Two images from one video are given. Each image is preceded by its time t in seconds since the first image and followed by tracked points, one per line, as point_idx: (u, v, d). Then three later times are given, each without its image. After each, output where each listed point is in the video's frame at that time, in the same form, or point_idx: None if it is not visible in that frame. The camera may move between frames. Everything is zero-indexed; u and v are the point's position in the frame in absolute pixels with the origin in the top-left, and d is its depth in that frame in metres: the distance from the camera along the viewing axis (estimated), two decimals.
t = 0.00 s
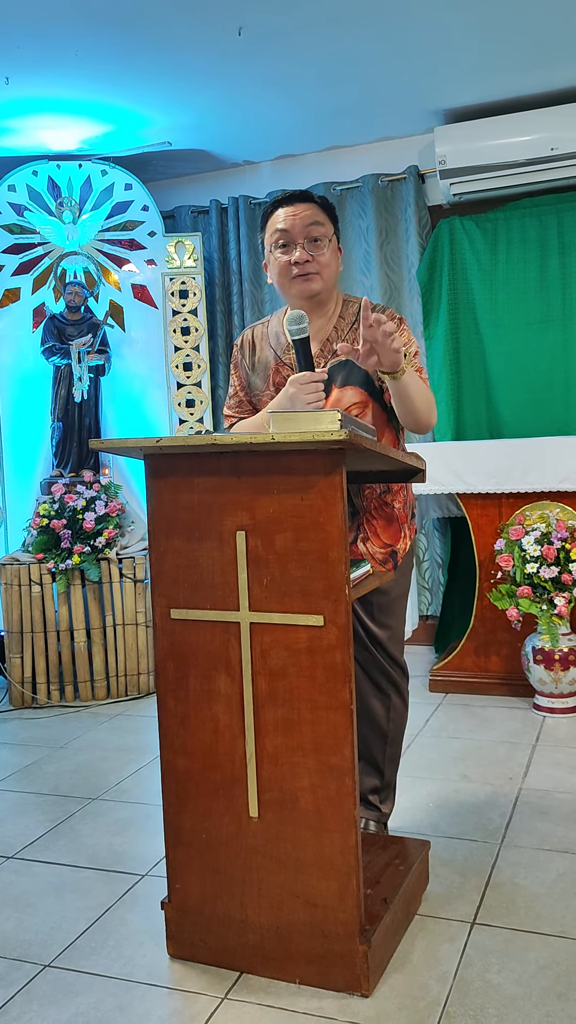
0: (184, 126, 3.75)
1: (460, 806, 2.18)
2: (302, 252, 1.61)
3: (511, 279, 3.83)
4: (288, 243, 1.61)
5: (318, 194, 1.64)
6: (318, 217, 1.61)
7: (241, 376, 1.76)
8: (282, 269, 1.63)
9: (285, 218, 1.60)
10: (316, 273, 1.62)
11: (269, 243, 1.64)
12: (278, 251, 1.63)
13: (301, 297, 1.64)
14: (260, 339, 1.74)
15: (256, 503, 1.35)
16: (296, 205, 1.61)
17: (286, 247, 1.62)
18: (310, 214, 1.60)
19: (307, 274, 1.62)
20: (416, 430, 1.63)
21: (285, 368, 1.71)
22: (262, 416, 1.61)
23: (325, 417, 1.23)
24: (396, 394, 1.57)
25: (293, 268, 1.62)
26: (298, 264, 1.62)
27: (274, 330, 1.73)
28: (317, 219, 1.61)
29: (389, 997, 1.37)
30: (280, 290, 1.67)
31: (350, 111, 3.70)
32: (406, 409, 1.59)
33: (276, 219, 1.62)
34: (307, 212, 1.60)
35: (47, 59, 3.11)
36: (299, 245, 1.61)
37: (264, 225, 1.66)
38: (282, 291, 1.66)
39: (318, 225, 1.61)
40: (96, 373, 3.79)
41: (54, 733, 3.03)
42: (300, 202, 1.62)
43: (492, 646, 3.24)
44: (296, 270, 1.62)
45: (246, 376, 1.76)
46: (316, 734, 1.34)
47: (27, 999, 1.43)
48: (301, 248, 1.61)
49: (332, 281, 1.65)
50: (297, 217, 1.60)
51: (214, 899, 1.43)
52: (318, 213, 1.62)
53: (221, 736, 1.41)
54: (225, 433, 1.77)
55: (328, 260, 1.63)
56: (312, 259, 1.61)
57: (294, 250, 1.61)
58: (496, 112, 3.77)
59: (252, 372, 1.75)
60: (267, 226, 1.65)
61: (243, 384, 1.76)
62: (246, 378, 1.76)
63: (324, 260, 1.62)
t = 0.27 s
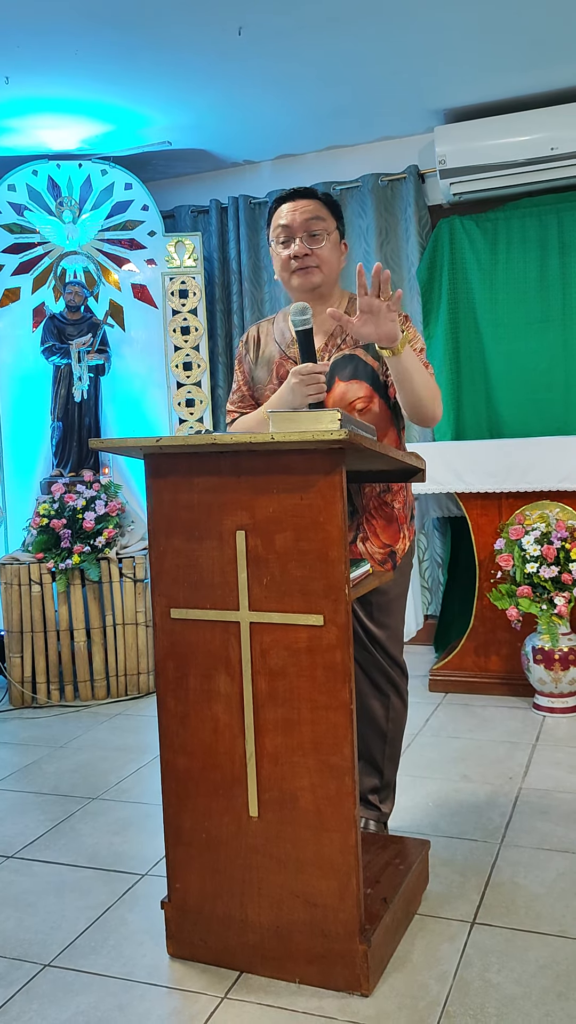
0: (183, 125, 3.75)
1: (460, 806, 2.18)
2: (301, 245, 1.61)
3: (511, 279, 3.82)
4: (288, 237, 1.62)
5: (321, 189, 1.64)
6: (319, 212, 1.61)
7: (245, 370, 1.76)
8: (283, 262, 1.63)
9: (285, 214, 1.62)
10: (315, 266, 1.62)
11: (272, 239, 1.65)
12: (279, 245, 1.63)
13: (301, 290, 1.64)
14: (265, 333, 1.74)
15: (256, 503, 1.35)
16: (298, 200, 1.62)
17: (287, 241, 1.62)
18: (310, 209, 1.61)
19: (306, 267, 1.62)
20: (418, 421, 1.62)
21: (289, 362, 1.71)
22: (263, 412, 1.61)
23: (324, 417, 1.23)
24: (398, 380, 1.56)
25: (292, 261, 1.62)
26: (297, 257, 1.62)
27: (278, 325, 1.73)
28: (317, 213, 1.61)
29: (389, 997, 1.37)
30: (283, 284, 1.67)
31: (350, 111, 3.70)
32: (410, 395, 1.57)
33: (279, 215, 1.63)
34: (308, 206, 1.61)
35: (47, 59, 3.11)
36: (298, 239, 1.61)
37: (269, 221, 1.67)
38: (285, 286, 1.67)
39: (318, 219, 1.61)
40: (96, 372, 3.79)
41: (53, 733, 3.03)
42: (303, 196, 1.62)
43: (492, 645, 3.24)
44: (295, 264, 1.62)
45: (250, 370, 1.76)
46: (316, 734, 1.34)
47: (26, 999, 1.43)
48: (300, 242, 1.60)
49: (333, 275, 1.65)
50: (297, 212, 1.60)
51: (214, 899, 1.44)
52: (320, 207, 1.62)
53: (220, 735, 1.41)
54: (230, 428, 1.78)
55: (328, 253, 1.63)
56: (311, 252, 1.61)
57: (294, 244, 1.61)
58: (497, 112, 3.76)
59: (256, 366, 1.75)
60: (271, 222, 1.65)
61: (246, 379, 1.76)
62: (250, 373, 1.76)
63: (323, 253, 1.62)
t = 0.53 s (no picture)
0: (183, 125, 3.75)
1: (460, 806, 2.18)
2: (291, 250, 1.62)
3: (511, 278, 3.82)
4: (283, 244, 1.64)
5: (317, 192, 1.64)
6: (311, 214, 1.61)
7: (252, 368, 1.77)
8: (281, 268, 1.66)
9: (281, 222, 1.64)
10: (308, 268, 1.62)
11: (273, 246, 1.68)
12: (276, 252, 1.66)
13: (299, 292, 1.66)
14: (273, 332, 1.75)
15: (256, 503, 1.35)
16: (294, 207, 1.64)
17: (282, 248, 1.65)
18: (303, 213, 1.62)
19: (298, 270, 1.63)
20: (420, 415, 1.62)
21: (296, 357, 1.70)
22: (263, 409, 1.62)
23: (324, 417, 1.23)
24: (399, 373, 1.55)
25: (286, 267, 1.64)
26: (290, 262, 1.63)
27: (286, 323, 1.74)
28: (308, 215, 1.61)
29: (389, 996, 1.37)
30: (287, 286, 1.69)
31: (350, 111, 3.70)
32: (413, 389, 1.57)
33: (278, 222, 1.66)
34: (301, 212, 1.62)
35: (47, 59, 3.11)
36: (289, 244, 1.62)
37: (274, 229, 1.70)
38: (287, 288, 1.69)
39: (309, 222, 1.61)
40: (96, 372, 3.79)
41: (53, 733, 3.03)
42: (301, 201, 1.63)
43: (492, 645, 3.24)
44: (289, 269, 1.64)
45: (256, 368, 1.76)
46: (316, 734, 1.34)
47: (26, 999, 1.43)
48: (292, 247, 1.61)
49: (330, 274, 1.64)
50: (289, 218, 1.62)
51: (214, 899, 1.44)
52: (314, 211, 1.62)
53: (220, 735, 1.41)
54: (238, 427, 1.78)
55: (322, 253, 1.62)
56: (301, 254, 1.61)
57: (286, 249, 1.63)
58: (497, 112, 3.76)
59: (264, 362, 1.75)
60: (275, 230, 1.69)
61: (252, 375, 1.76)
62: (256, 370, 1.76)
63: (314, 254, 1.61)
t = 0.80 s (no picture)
0: (183, 125, 3.75)
1: (460, 806, 2.18)
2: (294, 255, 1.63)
3: (511, 278, 3.82)
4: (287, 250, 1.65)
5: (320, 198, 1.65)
6: (312, 218, 1.62)
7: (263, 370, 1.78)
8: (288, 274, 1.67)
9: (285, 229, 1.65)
10: (309, 270, 1.62)
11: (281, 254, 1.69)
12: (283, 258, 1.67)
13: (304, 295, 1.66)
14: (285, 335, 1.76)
15: (255, 503, 1.35)
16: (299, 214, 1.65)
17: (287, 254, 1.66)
18: (305, 218, 1.62)
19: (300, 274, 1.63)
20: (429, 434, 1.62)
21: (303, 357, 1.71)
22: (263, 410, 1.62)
23: (323, 417, 1.23)
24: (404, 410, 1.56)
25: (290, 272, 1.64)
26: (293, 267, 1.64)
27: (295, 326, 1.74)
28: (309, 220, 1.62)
29: (389, 996, 1.37)
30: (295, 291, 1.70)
31: (350, 111, 3.70)
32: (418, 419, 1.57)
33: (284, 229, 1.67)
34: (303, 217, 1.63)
35: (47, 59, 3.11)
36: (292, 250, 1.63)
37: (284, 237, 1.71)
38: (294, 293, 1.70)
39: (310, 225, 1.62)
40: (96, 372, 3.79)
41: (53, 733, 3.03)
42: (300, 209, 1.65)
43: (492, 645, 3.24)
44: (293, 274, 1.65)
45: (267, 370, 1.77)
46: (316, 734, 1.34)
47: (26, 999, 1.43)
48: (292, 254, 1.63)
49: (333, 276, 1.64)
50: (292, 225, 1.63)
51: (214, 899, 1.44)
52: (315, 215, 1.62)
53: (220, 735, 1.41)
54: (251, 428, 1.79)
55: (324, 254, 1.62)
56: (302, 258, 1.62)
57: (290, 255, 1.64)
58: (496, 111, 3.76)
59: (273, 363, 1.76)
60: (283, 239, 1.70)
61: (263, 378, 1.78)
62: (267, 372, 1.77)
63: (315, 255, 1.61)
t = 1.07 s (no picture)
0: (183, 125, 3.75)
1: (460, 806, 2.18)
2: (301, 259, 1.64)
3: (511, 278, 3.82)
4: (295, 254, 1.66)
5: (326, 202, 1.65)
6: (319, 224, 1.63)
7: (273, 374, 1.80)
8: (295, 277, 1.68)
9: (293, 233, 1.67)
10: (315, 275, 1.63)
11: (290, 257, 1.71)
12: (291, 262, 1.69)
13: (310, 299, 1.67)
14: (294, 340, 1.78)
15: (255, 503, 1.34)
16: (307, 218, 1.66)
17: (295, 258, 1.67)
18: (312, 223, 1.64)
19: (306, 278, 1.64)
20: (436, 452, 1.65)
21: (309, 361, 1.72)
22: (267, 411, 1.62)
23: (324, 417, 1.23)
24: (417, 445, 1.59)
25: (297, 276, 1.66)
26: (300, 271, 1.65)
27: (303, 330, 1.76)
28: (316, 226, 1.63)
29: (390, 997, 1.37)
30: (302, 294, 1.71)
31: (350, 111, 3.70)
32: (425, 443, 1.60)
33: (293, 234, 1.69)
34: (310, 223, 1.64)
35: (46, 59, 3.10)
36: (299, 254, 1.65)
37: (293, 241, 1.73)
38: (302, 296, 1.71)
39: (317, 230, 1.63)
40: (96, 372, 3.79)
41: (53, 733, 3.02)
42: (308, 215, 1.66)
43: (492, 645, 3.24)
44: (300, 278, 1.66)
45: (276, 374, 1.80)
46: (316, 734, 1.34)
47: (26, 999, 1.43)
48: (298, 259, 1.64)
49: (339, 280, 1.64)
50: (299, 230, 1.65)
51: (214, 899, 1.43)
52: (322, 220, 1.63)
53: (220, 735, 1.41)
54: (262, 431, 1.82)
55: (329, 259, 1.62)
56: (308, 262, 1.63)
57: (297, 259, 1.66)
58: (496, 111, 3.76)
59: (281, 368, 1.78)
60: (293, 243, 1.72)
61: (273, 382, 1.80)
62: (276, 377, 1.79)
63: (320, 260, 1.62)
